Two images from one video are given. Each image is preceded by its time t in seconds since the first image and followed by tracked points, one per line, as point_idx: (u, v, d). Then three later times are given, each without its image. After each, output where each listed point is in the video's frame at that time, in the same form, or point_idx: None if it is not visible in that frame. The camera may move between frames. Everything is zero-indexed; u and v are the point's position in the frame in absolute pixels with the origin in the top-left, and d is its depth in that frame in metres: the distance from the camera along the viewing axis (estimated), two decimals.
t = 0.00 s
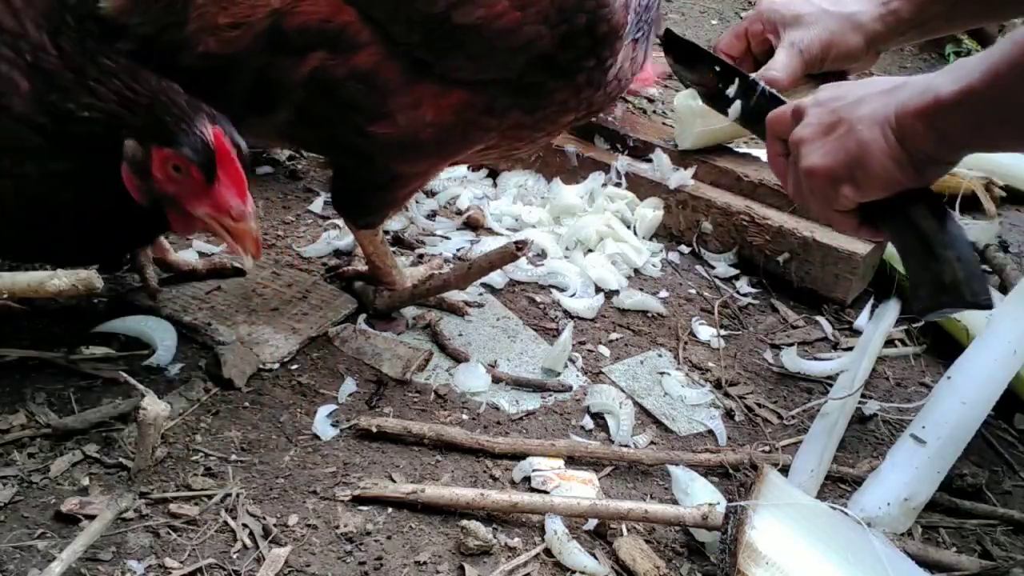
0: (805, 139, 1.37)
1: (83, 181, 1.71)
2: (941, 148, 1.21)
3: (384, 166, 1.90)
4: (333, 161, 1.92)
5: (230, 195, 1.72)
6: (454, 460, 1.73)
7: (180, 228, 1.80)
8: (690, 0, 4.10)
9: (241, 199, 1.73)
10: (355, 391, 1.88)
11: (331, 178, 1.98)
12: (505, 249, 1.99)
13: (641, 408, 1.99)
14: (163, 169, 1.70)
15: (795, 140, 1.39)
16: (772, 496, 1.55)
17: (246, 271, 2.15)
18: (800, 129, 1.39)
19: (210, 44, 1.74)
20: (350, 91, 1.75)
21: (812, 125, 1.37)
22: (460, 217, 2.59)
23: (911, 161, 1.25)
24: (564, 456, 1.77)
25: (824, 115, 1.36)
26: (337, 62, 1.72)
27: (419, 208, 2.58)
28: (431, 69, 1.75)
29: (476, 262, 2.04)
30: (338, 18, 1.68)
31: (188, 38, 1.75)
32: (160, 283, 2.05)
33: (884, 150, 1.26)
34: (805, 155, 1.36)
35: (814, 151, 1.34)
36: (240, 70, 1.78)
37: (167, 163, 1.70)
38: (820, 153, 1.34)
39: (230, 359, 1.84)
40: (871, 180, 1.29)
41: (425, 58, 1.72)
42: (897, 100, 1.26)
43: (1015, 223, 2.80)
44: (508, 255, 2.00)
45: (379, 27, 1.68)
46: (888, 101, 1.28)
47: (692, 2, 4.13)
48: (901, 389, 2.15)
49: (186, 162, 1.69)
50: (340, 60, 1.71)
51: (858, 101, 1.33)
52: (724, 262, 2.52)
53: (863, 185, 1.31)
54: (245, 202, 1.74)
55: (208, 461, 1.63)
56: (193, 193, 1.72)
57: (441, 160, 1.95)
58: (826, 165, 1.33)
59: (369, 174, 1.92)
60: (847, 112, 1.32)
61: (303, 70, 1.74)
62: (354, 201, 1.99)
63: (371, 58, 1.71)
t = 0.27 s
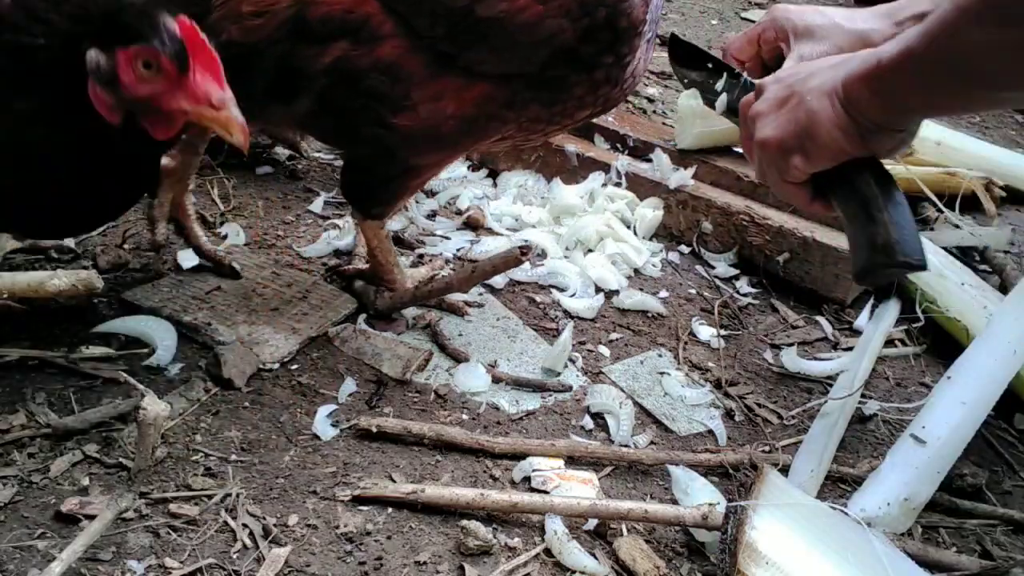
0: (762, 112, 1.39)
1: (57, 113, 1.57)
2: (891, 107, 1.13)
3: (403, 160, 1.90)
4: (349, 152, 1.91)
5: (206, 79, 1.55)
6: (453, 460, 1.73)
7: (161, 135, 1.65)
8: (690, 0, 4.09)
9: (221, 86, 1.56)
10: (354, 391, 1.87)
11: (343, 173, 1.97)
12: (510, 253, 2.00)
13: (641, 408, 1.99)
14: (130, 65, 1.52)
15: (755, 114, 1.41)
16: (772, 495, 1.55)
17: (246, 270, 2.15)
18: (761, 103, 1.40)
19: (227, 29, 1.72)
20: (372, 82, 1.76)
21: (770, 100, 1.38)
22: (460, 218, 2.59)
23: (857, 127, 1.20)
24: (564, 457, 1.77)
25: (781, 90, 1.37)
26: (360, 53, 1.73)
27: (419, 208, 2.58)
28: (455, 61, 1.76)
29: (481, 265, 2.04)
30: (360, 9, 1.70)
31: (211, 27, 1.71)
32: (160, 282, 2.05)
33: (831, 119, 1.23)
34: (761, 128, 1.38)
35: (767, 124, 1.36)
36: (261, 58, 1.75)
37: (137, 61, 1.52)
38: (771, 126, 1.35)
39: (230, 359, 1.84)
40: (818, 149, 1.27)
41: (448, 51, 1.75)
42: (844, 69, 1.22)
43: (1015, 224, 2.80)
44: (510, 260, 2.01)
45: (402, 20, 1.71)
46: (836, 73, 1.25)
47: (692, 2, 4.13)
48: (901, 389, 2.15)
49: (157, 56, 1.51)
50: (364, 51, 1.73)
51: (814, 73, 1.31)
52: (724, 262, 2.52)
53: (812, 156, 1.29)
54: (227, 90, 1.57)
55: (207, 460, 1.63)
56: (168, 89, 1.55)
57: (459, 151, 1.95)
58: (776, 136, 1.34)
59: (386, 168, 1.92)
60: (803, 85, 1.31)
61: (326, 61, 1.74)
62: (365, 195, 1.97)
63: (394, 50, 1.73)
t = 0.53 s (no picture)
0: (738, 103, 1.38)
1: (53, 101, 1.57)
2: (856, 109, 1.19)
3: (390, 158, 1.88)
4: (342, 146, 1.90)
5: (203, 69, 1.51)
6: (453, 459, 1.73)
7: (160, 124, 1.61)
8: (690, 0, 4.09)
9: (217, 73, 1.52)
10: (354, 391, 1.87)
11: (342, 165, 1.98)
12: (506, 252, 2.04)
13: (641, 408, 1.99)
14: (128, 59, 1.50)
15: (733, 106, 1.39)
16: (772, 495, 1.55)
17: (246, 270, 2.15)
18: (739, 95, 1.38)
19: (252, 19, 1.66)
20: (379, 80, 1.73)
21: (750, 90, 1.36)
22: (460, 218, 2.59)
23: (830, 117, 1.23)
24: (565, 456, 1.77)
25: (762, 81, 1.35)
26: (375, 52, 1.70)
27: (419, 208, 2.58)
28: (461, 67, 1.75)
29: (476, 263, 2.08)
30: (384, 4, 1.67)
31: (237, 9, 1.66)
32: (160, 282, 2.05)
33: (807, 110, 1.24)
34: (738, 118, 1.36)
35: (745, 115, 1.34)
36: (273, 48, 1.70)
37: (133, 49, 1.50)
38: (750, 116, 1.33)
39: (230, 359, 1.84)
40: (794, 139, 1.28)
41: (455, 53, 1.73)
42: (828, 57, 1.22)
43: (1015, 224, 2.80)
44: (506, 253, 2.14)
45: (418, 18, 1.69)
46: (823, 59, 1.24)
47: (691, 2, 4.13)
48: (901, 389, 2.15)
49: (154, 43, 1.48)
50: (379, 49, 1.70)
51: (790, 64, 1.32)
52: (724, 262, 2.52)
53: (789, 144, 1.29)
54: (223, 77, 1.52)
55: (207, 460, 1.63)
56: (165, 77, 1.51)
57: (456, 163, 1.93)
58: (755, 126, 1.32)
59: (376, 163, 1.91)
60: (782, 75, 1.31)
61: (342, 55, 1.69)
62: (360, 188, 1.98)
63: (406, 49, 1.70)
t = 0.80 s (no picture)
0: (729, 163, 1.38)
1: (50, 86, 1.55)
2: (857, 169, 1.19)
3: (406, 174, 1.87)
4: (344, 160, 1.87)
5: (198, 44, 1.45)
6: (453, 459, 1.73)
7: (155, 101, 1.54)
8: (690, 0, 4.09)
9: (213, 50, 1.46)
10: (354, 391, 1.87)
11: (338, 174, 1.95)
12: (503, 247, 2.00)
13: (641, 408, 1.99)
14: (122, 35, 1.44)
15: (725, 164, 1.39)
16: (772, 495, 1.56)
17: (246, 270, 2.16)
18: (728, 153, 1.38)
19: (291, 71, 1.66)
20: (406, 108, 1.73)
21: (738, 149, 1.35)
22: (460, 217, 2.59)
23: (830, 179, 1.22)
24: (565, 457, 1.77)
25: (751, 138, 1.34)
26: (401, 83, 1.69)
27: (419, 208, 2.58)
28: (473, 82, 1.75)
29: (475, 260, 2.05)
30: (409, 36, 1.66)
31: (277, 62, 1.65)
32: (160, 282, 2.05)
33: (801, 174, 1.24)
34: (733, 178, 1.36)
35: (738, 176, 1.34)
36: (307, 94, 1.69)
37: (128, 24, 1.43)
38: (744, 177, 1.33)
39: (230, 359, 1.84)
40: (793, 201, 1.28)
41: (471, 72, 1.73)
42: (816, 121, 1.20)
43: (1015, 224, 2.80)
44: (505, 252, 2.02)
45: (440, 43, 1.69)
46: (808, 122, 1.22)
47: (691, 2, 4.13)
48: (901, 389, 2.15)
49: (148, 20, 1.42)
50: (406, 81, 1.69)
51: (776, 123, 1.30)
52: (724, 262, 2.52)
53: (789, 203, 1.29)
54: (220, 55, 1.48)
55: (207, 461, 1.63)
56: (159, 56, 1.45)
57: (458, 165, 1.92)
58: (752, 186, 1.32)
59: (377, 178, 1.89)
60: (769, 137, 1.29)
61: (371, 92, 1.69)
62: (359, 200, 1.95)
63: (428, 75, 1.70)
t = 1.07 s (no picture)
0: (822, 119, 1.23)
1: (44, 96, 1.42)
2: (973, 127, 1.09)
3: (401, 165, 1.90)
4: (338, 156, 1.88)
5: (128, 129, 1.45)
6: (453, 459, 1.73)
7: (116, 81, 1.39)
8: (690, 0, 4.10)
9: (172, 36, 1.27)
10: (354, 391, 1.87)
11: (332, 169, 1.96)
12: (503, 247, 1.97)
13: (641, 408, 1.99)
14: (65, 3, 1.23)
15: (813, 120, 1.25)
16: (773, 495, 1.56)
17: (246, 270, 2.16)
18: (819, 109, 1.24)
19: (287, 80, 1.52)
20: (394, 104, 1.73)
21: (831, 104, 1.22)
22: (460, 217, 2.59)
23: (939, 138, 1.11)
24: (565, 457, 1.77)
25: (845, 93, 1.21)
26: (392, 80, 1.68)
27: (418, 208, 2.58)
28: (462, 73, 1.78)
29: (475, 261, 2.02)
30: (399, 35, 1.63)
31: (274, 71, 1.48)
32: (161, 282, 2.05)
33: (903, 131, 1.12)
34: (823, 136, 1.23)
35: (830, 133, 1.21)
36: (302, 100, 1.58)
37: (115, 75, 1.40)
38: (838, 134, 1.20)
39: (230, 359, 1.83)
40: (896, 160, 1.15)
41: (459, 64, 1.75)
42: (918, 74, 1.10)
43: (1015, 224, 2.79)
44: (504, 251, 1.98)
45: (428, 39, 1.68)
46: (911, 73, 1.12)
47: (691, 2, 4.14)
48: (901, 389, 2.15)
49: None
50: (394, 78, 1.68)
51: (875, 74, 1.18)
52: (724, 262, 2.52)
53: (890, 164, 1.16)
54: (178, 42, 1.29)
55: (207, 461, 1.63)
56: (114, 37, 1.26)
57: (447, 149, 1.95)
58: (847, 145, 1.18)
59: (373, 172, 1.92)
60: (867, 90, 1.17)
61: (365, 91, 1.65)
62: (354, 194, 1.97)
63: (418, 69, 1.70)
